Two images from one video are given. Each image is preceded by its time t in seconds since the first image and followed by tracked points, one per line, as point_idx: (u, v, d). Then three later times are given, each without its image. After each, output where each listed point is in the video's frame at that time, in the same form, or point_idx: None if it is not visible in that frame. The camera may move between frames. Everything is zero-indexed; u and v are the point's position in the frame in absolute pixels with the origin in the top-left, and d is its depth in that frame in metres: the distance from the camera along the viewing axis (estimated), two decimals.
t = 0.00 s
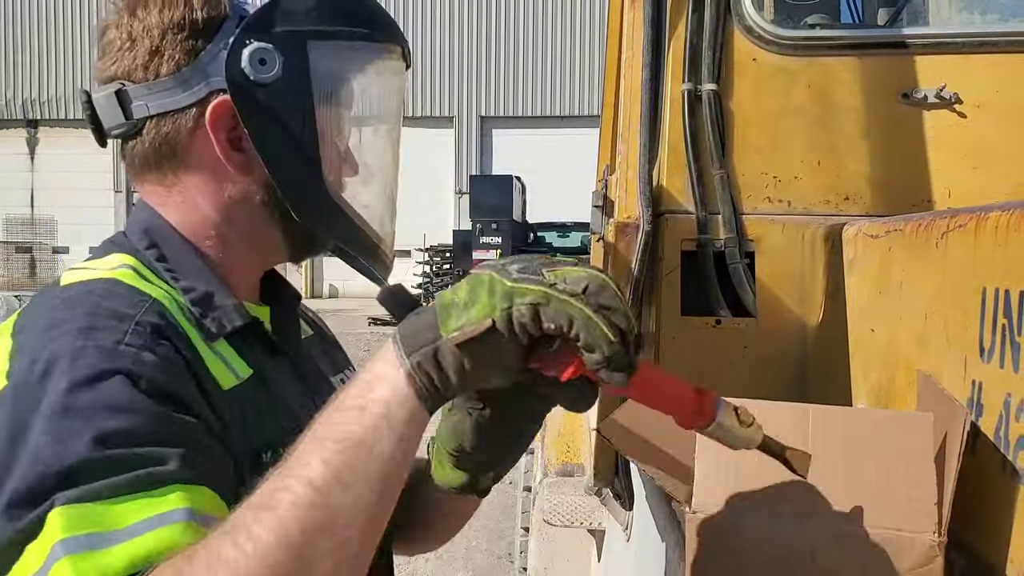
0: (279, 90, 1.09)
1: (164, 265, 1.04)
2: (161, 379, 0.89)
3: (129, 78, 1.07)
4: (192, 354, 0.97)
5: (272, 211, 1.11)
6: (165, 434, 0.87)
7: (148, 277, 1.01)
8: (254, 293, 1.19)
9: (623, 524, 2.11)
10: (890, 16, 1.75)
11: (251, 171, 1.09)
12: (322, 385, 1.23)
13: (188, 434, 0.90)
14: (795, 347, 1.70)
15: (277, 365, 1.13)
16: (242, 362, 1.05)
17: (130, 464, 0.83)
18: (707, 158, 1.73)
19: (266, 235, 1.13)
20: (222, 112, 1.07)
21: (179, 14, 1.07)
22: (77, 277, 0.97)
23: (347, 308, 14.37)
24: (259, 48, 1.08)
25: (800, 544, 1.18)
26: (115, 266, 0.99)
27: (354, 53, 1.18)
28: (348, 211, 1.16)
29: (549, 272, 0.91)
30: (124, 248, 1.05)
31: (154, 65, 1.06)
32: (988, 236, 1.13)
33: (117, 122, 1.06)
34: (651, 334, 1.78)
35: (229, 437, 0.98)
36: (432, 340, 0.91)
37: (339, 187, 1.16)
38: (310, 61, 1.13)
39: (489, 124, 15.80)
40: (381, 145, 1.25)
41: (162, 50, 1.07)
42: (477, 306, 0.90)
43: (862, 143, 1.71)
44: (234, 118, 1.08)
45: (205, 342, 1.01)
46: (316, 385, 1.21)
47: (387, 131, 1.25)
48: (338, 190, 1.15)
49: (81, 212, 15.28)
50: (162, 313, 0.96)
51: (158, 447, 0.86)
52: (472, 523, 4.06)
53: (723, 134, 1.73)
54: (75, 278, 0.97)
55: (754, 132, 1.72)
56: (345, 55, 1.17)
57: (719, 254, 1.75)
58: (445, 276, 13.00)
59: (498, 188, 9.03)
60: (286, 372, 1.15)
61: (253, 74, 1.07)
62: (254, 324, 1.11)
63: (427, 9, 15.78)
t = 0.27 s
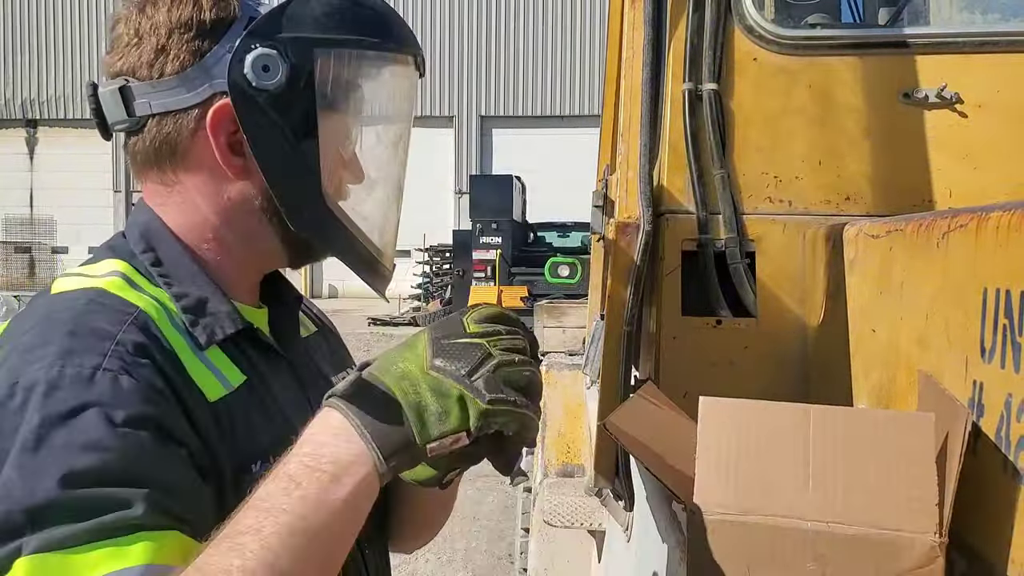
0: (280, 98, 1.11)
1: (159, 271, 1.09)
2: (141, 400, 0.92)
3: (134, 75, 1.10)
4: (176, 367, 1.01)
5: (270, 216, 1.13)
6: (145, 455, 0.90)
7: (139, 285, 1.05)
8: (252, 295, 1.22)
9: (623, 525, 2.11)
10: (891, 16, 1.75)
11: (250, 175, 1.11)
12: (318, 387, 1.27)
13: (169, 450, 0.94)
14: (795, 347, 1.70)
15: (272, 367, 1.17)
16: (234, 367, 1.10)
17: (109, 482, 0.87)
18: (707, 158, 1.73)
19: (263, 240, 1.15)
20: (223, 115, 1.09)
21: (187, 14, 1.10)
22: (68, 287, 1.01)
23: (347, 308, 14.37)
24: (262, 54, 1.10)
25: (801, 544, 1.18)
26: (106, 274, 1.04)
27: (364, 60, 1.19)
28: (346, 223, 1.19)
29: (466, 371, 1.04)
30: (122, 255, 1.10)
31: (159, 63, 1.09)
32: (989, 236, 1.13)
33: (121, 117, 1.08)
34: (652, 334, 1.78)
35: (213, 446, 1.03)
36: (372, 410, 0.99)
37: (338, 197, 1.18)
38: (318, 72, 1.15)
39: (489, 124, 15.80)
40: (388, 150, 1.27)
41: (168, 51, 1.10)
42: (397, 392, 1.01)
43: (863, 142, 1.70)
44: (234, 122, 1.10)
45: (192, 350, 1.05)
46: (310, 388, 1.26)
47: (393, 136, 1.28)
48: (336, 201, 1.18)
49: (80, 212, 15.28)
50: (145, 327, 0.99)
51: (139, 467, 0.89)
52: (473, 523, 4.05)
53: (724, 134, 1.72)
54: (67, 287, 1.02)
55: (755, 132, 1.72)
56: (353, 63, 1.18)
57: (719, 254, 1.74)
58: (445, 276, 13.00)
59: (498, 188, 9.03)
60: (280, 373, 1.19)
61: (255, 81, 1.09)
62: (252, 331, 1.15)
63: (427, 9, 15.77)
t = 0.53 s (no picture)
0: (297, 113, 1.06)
1: (165, 277, 0.99)
2: (171, 423, 0.86)
3: (139, 70, 1.01)
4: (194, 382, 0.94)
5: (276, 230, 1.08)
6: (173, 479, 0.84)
7: (149, 292, 0.96)
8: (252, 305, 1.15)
9: (623, 525, 2.10)
10: (892, 16, 1.75)
11: (257, 185, 1.05)
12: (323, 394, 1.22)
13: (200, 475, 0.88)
14: (795, 347, 1.70)
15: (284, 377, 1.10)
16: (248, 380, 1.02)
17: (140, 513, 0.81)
18: (707, 158, 1.73)
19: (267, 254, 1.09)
20: (233, 121, 1.02)
21: (203, 11, 1.00)
22: (73, 293, 0.92)
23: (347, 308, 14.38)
24: (281, 65, 1.04)
25: (801, 544, 1.18)
26: (112, 278, 0.95)
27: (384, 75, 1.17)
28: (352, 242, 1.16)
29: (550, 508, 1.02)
30: (122, 258, 1.00)
31: (168, 60, 1.00)
32: (989, 236, 1.13)
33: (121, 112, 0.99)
34: (652, 335, 1.78)
35: (233, 466, 0.95)
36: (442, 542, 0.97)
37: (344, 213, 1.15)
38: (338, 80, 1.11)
39: (489, 125, 15.81)
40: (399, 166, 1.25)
41: (177, 46, 1.01)
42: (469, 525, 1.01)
43: (863, 143, 1.70)
44: (244, 129, 1.03)
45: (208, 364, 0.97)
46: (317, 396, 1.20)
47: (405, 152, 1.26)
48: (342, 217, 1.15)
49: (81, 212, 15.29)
50: (164, 342, 0.91)
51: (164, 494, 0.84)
52: (473, 523, 4.06)
53: (724, 134, 1.72)
54: (72, 293, 0.93)
55: (755, 132, 1.72)
56: (371, 76, 1.15)
57: (719, 254, 1.74)
58: (445, 276, 13.01)
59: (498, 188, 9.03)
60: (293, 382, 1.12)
61: (271, 92, 1.03)
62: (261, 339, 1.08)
63: (427, 9, 15.79)
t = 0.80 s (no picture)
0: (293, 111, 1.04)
1: (167, 284, 0.97)
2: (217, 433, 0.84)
3: (125, 66, 0.98)
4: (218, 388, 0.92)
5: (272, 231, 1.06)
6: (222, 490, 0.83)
7: (159, 299, 0.93)
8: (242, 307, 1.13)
9: (623, 524, 2.11)
10: (891, 16, 1.78)
11: (254, 185, 1.02)
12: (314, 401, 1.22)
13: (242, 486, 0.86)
14: (795, 347, 1.70)
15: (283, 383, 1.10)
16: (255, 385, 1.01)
17: (196, 525, 0.79)
18: (707, 158, 1.73)
19: (264, 254, 1.07)
20: (228, 118, 1.00)
21: (194, 5, 0.97)
22: (82, 303, 0.88)
23: (347, 308, 14.39)
24: (280, 61, 1.02)
25: (803, 544, 1.19)
26: (122, 285, 0.91)
27: (378, 70, 1.17)
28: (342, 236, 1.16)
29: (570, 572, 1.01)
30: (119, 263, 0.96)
31: (157, 57, 0.97)
32: (988, 236, 1.13)
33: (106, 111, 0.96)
34: (653, 334, 1.78)
35: (260, 471, 0.94)
36: None
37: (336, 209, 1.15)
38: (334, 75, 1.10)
39: (489, 124, 15.81)
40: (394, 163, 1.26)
41: (166, 41, 0.97)
42: None
43: (863, 142, 1.71)
44: (240, 127, 1.01)
45: (224, 370, 0.95)
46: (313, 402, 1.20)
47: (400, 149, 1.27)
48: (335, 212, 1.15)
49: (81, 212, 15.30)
50: (189, 349, 0.89)
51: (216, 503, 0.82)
52: (472, 522, 4.06)
53: (723, 134, 1.73)
54: (79, 303, 0.88)
55: (754, 132, 1.72)
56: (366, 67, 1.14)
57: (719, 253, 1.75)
58: (445, 276, 13.02)
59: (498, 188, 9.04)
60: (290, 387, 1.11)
61: (270, 89, 1.02)
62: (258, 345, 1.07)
63: (427, 9, 15.79)
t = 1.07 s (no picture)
0: (262, 105, 1.03)
1: (135, 283, 0.97)
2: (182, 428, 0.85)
3: (89, 66, 0.98)
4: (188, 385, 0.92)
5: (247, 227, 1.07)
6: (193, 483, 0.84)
7: (125, 298, 0.93)
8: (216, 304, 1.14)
9: (623, 524, 2.11)
10: (891, 16, 1.78)
11: (224, 179, 1.03)
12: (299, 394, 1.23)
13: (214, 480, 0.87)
14: (795, 347, 1.70)
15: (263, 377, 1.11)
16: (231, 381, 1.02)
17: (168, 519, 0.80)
18: (706, 158, 1.73)
19: (237, 251, 1.08)
20: (197, 114, 1.00)
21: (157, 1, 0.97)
22: (46, 306, 0.89)
23: (347, 308, 14.39)
24: (247, 54, 1.02)
25: (805, 544, 1.18)
26: (87, 286, 0.92)
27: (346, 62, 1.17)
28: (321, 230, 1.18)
29: None
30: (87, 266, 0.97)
31: (122, 55, 0.97)
32: (988, 236, 1.13)
33: (72, 111, 0.96)
34: (653, 335, 1.78)
35: (236, 467, 0.95)
36: None
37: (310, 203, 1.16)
38: (305, 68, 1.10)
39: (489, 124, 15.81)
40: (360, 151, 1.28)
41: (131, 39, 0.98)
42: None
43: (863, 143, 1.71)
44: (210, 122, 1.01)
45: (196, 367, 0.96)
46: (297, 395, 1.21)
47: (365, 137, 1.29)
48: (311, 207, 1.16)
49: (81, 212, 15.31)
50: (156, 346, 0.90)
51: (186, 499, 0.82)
52: (472, 522, 4.06)
53: (723, 134, 1.73)
54: (43, 307, 0.89)
55: (754, 132, 1.72)
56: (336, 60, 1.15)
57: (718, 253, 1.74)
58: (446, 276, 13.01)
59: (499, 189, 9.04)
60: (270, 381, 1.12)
61: (237, 82, 1.01)
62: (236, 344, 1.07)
63: (427, 9, 15.80)
